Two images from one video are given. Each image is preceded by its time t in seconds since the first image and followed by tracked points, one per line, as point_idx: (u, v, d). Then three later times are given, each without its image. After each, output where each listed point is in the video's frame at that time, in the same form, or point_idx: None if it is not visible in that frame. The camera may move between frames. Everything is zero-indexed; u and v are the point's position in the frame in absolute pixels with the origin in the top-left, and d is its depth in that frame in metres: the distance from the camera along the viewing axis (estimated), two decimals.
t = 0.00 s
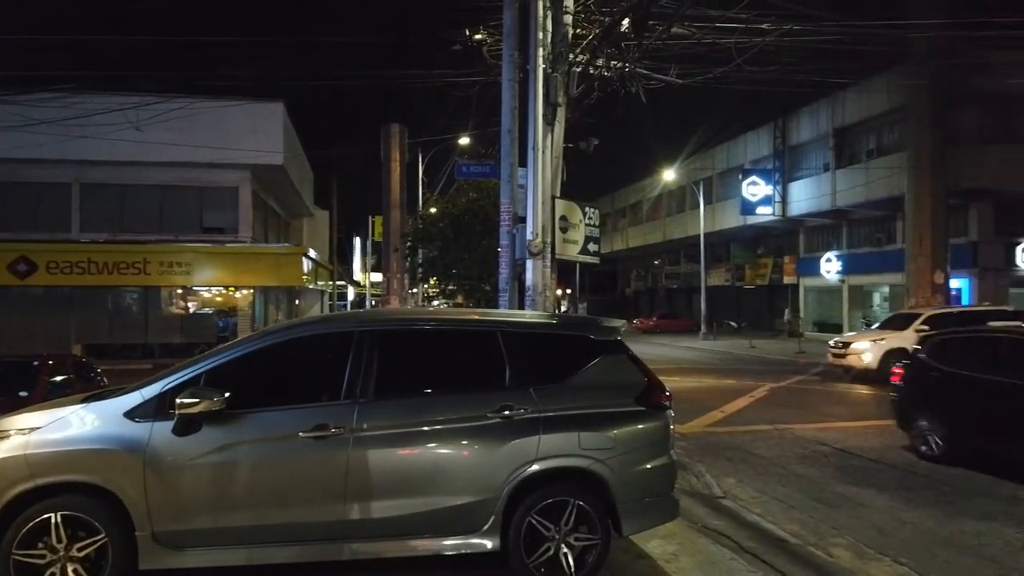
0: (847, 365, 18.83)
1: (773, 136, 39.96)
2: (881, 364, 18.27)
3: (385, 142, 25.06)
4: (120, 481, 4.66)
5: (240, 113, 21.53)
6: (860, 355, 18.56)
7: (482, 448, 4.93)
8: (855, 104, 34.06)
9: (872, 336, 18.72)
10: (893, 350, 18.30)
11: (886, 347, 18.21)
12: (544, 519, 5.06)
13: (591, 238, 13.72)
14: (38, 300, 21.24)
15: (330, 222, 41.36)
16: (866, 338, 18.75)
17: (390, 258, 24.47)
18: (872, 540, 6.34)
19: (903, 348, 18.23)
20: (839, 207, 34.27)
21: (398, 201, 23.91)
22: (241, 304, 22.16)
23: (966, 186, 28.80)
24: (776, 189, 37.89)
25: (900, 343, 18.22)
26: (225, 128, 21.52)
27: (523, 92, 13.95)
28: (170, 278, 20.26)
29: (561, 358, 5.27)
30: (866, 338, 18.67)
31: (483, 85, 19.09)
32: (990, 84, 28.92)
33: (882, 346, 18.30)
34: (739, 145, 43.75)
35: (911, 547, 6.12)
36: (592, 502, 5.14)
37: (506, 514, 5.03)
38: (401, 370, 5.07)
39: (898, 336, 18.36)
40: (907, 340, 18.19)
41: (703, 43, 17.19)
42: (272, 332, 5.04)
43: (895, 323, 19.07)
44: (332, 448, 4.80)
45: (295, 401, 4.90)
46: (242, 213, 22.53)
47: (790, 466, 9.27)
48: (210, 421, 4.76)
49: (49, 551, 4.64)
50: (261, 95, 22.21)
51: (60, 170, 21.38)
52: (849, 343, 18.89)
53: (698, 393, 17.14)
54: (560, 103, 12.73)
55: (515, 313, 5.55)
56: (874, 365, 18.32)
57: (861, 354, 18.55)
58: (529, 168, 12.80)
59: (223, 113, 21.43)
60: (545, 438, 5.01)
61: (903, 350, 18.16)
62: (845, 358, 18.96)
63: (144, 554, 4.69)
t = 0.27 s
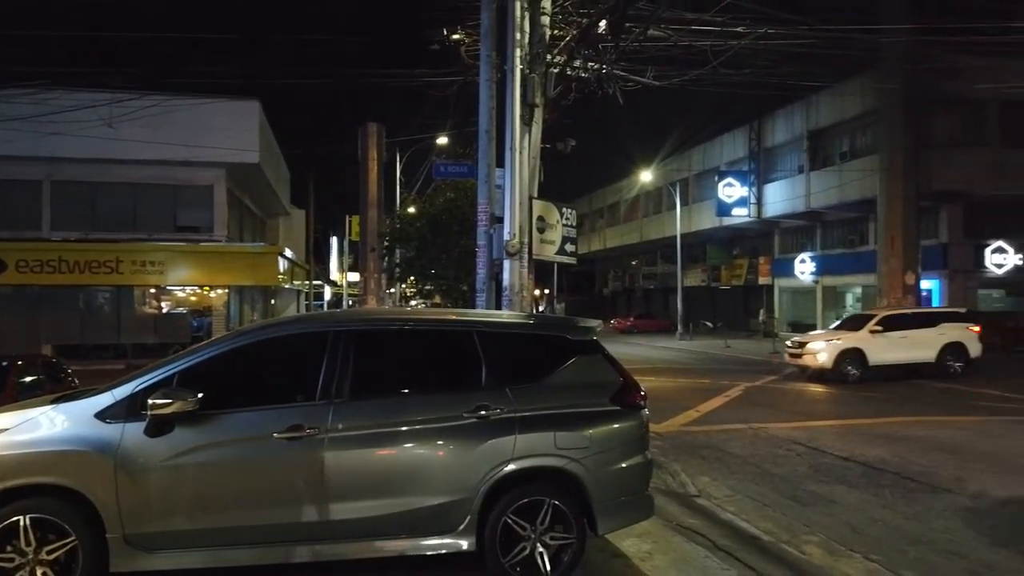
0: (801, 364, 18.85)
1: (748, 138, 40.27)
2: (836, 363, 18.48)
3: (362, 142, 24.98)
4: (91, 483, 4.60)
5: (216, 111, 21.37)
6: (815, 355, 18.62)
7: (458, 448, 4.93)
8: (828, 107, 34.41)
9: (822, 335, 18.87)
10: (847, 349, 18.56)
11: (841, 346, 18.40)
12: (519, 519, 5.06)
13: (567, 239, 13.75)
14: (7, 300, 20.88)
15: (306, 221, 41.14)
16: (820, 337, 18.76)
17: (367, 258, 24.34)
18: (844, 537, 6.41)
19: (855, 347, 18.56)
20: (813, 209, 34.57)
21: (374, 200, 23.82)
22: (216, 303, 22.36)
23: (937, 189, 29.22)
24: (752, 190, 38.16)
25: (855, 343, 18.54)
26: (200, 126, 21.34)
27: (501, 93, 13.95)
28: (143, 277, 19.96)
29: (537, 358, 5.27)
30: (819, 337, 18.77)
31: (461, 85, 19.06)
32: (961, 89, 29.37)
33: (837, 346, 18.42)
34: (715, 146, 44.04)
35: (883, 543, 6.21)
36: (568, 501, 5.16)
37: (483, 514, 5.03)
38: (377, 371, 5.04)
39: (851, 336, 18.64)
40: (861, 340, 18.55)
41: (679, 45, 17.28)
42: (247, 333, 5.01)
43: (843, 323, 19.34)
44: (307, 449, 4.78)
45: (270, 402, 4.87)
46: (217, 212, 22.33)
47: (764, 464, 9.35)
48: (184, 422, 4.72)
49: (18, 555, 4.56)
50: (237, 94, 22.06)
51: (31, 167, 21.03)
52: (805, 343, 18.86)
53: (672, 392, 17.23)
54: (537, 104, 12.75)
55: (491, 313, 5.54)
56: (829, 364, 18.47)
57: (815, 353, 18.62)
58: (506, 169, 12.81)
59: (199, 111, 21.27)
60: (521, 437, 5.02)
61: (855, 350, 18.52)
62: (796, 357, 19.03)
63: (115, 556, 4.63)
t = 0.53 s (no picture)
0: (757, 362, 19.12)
1: (723, 139, 40.59)
2: (791, 361, 18.73)
3: (337, 141, 24.85)
4: (60, 485, 4.53)
5: (189, 109, 21.17)
6: (771, 353, 18.86)
7: (432, 447, 4.92)
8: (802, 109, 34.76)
9: (778, 334, 19.16)
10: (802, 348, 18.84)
11: (796, 345, 18.66)
12: (494, 517, 5.06)
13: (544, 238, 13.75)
14: None
15: (282, 221, 40.89)
16: (776, 336, 19.05)
17: (344, 258, 24.19)
18: (816, 534, 6.47)
19: (809, 347, 18.82)
20: (787, 210, 34.86)
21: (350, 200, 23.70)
22: (190, 304, 22.31)
23: (907, 190, 29.60)
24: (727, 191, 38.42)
25: (810, 342, 18.79)
26: (174, 124, 21.15)
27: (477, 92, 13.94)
28: (113, 277, 19.52)
29: (512, 357, 5.28)
30: (776, 336, 19.04)
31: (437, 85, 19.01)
32: (931, 92, 29.80)
33: (792, 345, 18.69)
34: (691, 147, 44.31)
35: (853, 540, 6.27)
36: (542, 500, 5.17)
37: (457, 513, 5.03)
38: (351, 371, 5.02)
39: (805, 336, 18.90)
40: (816, 339, 18.80)
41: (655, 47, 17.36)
42: (219, 333, 4.97)
43: (799, 323, 19.66)
44: (280, 449, 4.74)
45: (243, 402, 4.83)
46: (191, 211, 22.11)
47: (738, 462, 9.42)
48: (154, 423, 4.67)
49: None
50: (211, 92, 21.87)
51: None
52: (761, 341, 19.16)
53: (648, 391, 17.30)
54: (513, 104, 12.76)
55: (466, 313, 5.54)
56: (784, 362, 18.72)
57: (771, 352, 18.89)
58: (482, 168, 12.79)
59: (172, 108, 21.08)
60: (496, 436, 5.02)
61: (809, 349, 18.77)
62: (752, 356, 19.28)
63: (84, 559, 4.57)
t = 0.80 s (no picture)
0: (713, 360, 19.29)
1: (699, 141, 40.89)
2: (746, 360, 18.91)
3: (313, 140, 24.75)
4: (28, 488, 4.47)
5: (162, 108, 20.94)
6: (727, 352, 19.05)
7: (406, 447, 4.91)
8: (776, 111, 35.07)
9: (735, 333, 19.34)
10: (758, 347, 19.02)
11: (752, 344, 18.83)
12: (468, 517, 5.07)
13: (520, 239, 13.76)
14: None
15: (258, 221, 40.61)
16: (733, 335, 19.22)
17: (320, 259, 24.08)
18: (788, 531, 6.54)
19: (765, 346, 18.98)
20: (761, 211, 35.16)
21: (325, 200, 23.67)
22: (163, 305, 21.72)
23: (878, 192, 30.00)
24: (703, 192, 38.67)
25: (767, 342, 18.97)
26: (148, 123, 20.94)
27: (453, 92, 13.92)
28: (85, 277, 19.27)
29: (486, 357, 5.29)
30: (733, 334, 19.21)
31: (413, 85, 18.94)
32: (902, 95, 30.19)
33: (749, 343, 18.87)
34: (668, 149, 44.57)
35: (824, 537, 6.34)
36: (517, 498, 5.18)
37: (432, 512, 5.02)
38: (326, 371, 5.00)
39: (761, 335, 19.06)
40: (772, 338, 18.99)
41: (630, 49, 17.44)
42: (193, 333, 4.92)
43: (756, 322, 19.82)
44: (252, 450, 4.71)
45: (215, 403, 4.79)
46: (164, 211, 21.88)
47: (712, 460, 9.50)
48: (124, 425, 4.61)
49: None
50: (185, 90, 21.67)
51: None
52: (718, 340, 19.33)
53: (624, 391, 17.37)
54: (489, 104, 12.75)
55: (440, 313, 5.54)
56: (740, 361, 18.92)
57: (727, 350, 19.07)
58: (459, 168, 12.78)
59: (146, 108, 20.87)
60: (471, 436, 5.02)
61: (764, 349, 18.94)
62: (709, 355, 19.45)
63: (52, 564, 4.51)
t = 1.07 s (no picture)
0: (670, 359, 19.46)
1: (675, 142, 41.12)
2: (702, 359, 19.11)
3: (289, 139, 24.61)
4: None
5: (134, 106, 20.70)
6: (683, 351, 19.23)
7: (380, 448, 4.90)
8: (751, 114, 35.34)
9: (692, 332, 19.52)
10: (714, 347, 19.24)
11: (708, 343, 19.04)
12: (442, 516, 5.07)
13: (496, 239, 13.79)
14: None
15: (232, 220, 40.26)
16: (690, 334, 19.39)
17: (295, 259, 23.95)
18: (760, 528, 6.60)
19: (721, 346, 19.18)
20: (736, 212, 35.43)
21: (300, 200, 23.56)
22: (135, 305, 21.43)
23: (850, 194, 30.35)
24: (679, 194, 38.89)
25: (722, 341, 19.16)
26: (120, 121, 20.66)
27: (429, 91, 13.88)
28: (56, 278, 18.90)
29: (461, 357, 5.29)
30: (690, 333, 19.39)
31: (389, 84, 18.86)
32: (874, 98, 30.56)
33: (704, 343, 19.05)
34: (644, 150, 44.76)
35: (794, 534, 6.41)
36: (491, 498, 5.19)
37: (405, 511, 5.02)
38: (299, 372, 4.97)
39: (717, 335, 19.25)
40: (727, 338, 19.17)
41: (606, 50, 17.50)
42: (164, 333, 4.88)
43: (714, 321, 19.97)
44: (224, 451, 4.67)
45: (186, 404, 4.74)
46: (137, 210, 21.63)
47: (686, 459, 9.57)
48: (93, 427, 4.56)
49: None
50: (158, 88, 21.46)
51: None
52: (675, 338, 19.50)
53: (600, 391, 17.42)
54: (466, 104, 12.73)
55: (415, 313, 5.53)
56: (696, 360, 19.11)
57: (684, 349, 19.24)
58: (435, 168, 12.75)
59: (118, 105, 20.61)
60: (444, 436, 5.02)
61: (720, 348, 19.14)
62: (666, 353, 19.63)
63: (19, 567, 4.45)
